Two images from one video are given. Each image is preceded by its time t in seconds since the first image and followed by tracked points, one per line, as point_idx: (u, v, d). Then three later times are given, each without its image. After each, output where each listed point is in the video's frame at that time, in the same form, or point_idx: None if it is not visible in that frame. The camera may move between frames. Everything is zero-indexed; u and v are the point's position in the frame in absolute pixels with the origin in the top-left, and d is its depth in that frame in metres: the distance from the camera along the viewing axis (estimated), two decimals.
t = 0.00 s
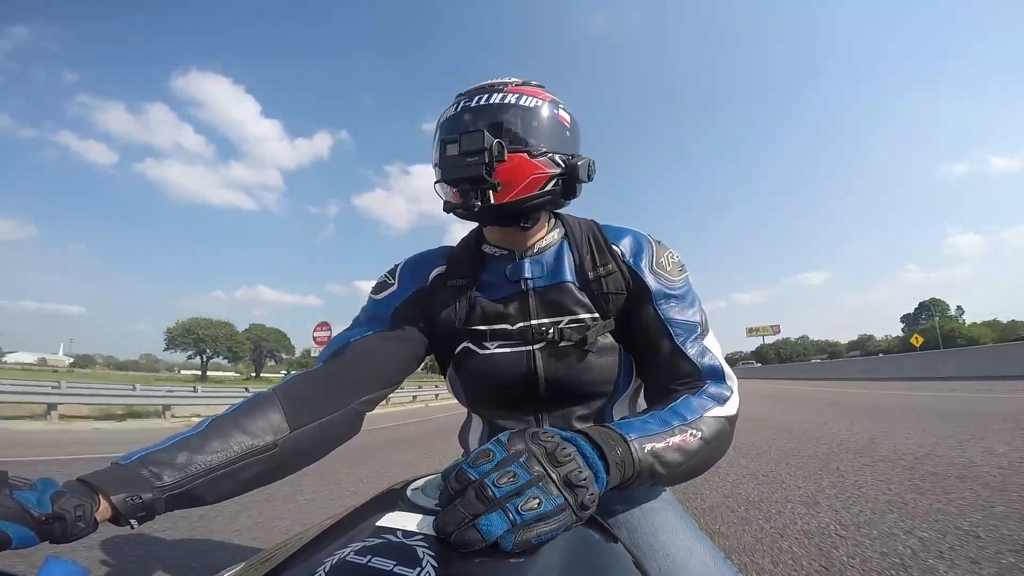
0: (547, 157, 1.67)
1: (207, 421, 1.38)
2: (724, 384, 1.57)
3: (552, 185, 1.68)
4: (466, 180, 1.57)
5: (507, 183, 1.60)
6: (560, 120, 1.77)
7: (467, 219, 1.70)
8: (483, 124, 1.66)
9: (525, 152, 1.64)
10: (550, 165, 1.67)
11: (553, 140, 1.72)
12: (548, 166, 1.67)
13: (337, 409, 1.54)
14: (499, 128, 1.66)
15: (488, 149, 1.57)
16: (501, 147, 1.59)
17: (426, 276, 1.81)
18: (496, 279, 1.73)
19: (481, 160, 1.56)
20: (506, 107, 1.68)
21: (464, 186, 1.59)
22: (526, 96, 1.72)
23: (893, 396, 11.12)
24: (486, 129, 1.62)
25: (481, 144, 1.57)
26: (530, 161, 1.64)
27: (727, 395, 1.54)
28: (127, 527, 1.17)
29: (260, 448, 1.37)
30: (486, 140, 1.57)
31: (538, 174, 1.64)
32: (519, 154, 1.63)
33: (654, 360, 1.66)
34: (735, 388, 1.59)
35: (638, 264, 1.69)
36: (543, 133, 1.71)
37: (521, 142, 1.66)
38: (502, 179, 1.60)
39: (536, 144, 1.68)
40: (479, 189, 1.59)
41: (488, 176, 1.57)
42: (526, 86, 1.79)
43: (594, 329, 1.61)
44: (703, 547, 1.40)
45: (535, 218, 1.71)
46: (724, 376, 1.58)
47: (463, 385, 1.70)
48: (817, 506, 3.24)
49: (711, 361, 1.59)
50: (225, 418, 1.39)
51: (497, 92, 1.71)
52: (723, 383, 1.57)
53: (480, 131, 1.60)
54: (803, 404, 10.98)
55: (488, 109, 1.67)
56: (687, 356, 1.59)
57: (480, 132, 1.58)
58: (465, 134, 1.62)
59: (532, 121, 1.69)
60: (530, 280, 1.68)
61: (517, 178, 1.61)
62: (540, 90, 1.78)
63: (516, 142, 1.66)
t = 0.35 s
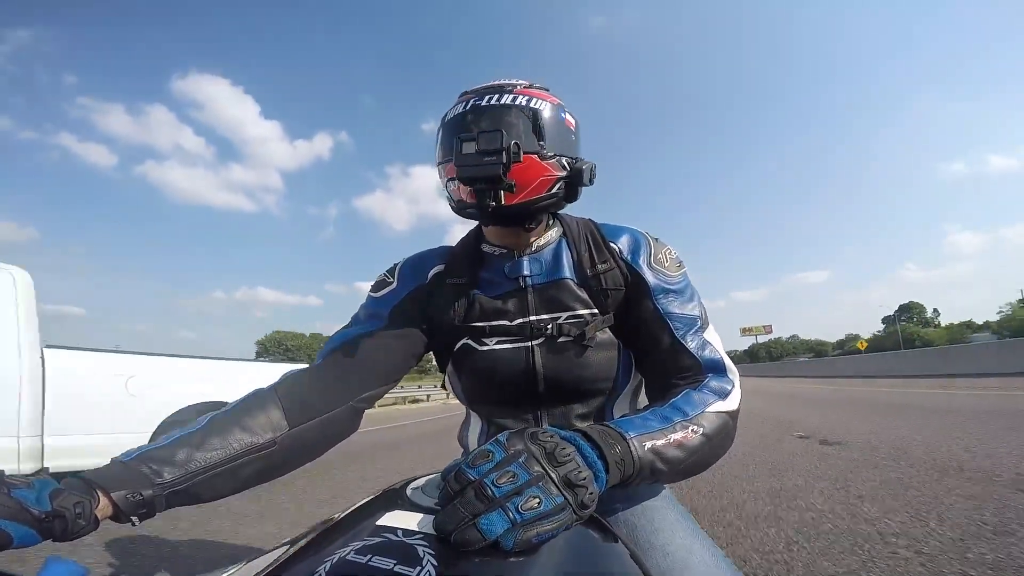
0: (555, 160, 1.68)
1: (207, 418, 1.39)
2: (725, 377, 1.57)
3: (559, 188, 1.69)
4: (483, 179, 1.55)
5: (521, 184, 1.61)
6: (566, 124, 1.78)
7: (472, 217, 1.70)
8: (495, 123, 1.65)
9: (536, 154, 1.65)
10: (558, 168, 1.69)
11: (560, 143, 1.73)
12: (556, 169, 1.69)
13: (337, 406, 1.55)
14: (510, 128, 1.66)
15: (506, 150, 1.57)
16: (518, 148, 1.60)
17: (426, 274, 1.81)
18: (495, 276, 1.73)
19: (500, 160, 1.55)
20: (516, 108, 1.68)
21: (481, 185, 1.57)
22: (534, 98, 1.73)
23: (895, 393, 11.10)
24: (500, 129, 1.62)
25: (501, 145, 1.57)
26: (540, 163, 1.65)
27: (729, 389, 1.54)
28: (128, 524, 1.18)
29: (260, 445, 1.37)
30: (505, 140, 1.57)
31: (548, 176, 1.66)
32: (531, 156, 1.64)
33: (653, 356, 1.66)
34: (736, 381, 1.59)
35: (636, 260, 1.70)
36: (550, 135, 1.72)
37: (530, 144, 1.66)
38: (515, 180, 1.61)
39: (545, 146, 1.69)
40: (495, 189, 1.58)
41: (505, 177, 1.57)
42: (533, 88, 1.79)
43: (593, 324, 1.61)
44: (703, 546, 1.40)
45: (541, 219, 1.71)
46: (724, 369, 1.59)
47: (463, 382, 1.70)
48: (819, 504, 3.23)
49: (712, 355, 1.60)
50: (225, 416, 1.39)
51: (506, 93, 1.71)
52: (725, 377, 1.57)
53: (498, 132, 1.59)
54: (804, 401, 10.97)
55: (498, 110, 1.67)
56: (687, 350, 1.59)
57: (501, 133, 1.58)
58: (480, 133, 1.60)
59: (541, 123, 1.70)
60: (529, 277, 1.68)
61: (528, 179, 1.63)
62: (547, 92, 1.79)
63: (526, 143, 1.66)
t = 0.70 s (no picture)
0: (551, 159, 1.68)
1: (208, 418, 1.38)
2: (728, 378, 1.56)
3: (555, 187, 1.68)
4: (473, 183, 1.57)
5: (513, 185, 1.61)
6: (564, 122, 1.78)
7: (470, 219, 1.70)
8: (488, 123, 1.65)
9: (529, 153, 1.63)
10: (553, 166, 1.68)
11: (557, 141, 1.72)
12: (551, 167, 1.67)
13: (337, 407, 1.54)
14: (502, 126, 1.66)
15: (496, 151, 1.57)
16: (508, 149, 1.59)
17: (427, 275, 1.80)
18: (496, 277, 1.73)
19: (489, 162, 1.56)
20: (511, 108, 1.68)
21: (471, 187, 1.58)
22: (530, 97, 1.72)
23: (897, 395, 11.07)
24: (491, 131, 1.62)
25: (490, 146, 1.57)
26: (534, 163, 1.63)
27: (733, 389, 1.54)
28: (129, 525, 1.17)
29: (260, 446, 1.36)
30: (495, 142, 1.57)
31: (543, 175, 1.64)
32: (524, 155, 1.63)
33: (655, 357, 1.65)
34: (740, 381, 1.59)
35: (638, 260, 1.69)
36: (546, 133, 1.71)
37: (526, 143, 1.66)
38: (508, 182, 1.60)
39: (541, 144, 1.68)
40: (485, 190, 1.59)
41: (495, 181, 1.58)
42: (529, 86, 1.79)
43: (595, 326, 1.61)
44: (704, 548, 1.40)
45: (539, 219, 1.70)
46: (728, 369, 1.58)
47: (464, 383, 1.70)
48: (822, 506, 3.23)
49: (714, 356, 1.59)
50: (226, 415, 1.39)
51: (502, 92, 1.71)
52: (728, 378, 1.57)
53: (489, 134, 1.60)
54: (804, 402, 10.97)
55: (493, 110, 1.66)
56: (688, 350, 1.59)
57: (490, 134, 1.59)
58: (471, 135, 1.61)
59: (537, 122, 1.69)
60: (530, 278, 1.69)
61: (521, 178, 1.61)
62: (544, 90, 1.79)
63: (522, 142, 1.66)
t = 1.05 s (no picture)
0: (572, 186, 1.70)
1: (207, 418, 1.38)
2: (728, 371, 1.56)
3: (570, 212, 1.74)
4: (508, 230, 1.59)
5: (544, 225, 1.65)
6: (584, 141, 1.75)
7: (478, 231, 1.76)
8: (514, 147, 1.63)
9: (557, 187, 1.65)
10: (572, 193, 1.71)
11: (577, 162, 1.72)
12: (569, 195, 1.71)
13: (337, 407, 1.54)
14: (529, 152, 1.64)
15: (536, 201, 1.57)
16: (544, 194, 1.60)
17: (426, 276, 1.80)
18: (496, 277, 1.72)
19: (530, 213, 1.57)
20: (537, 128, 1.63)
21: (507, 232, 1.60)
22: (554, 114, 1.67)
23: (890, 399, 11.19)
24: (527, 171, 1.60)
25: (532, 198, 1.56)
26: (559, 197, 1.66)
27: (732, 382, 1.53)
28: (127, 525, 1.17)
29: (259, 446, 1.37)
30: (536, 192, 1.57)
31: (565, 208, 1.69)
32: (553, 192, 1.65)
33: (654, 356, 1.66)
34: (740, 373, 1.58)
35: (634, 259, 1.69)
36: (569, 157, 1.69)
37: (549, 170, 1.66)
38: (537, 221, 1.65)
39: (563, 167, 1.68)
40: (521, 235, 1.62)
41: (530, 227, 1.61)
42: (551, 97, 1.73)
43: (594, 324, 1.60)
44: (702, 547, 1.40)
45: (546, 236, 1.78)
46: (728, 362, 1.58)
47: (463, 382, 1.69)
48: (818, 507, 3.24)
49: (714, 350, 1.58)
50: (225, 416, 1.39)
51: (526, 107, 1.66)
52: (728, 370, 1.56)
53: (530, 178, 1.57)
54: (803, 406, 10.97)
55: (518, 130, 1.62)
56: (688, 346, 1.58)
57: (532, 181, 1.56)
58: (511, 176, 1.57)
59: (561, 143, 1.66)
60: (530, 278, 1.69)
61: (551, 217, 1.66)
62: (566, 102, 1.74)
63: (546, 168, 1.66)
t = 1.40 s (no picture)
0: (567, 212, 1.70)
1: (207, 420, 1.39)
2: (723, 376, 1.56)
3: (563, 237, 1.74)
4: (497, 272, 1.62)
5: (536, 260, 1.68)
6: (586, 158, 1.73)
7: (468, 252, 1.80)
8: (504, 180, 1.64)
9: (547, 216, 1.65)
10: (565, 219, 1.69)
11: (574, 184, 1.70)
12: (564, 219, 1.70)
13: (336, 410, 1.55)
14: (520, 184, 1.64)
15: (522, 248, 1.58)
16: (531, 235, 1.61)
17: (424, 277, 1.81)
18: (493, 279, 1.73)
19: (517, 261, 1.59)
20: (532, 155, 1.62)
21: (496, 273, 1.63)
22: (553, 137, 1.64)
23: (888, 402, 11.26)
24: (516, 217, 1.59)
25: (517, 247, 1.56)
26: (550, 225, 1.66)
27: (728, 386, 1.54)
28: (127, 526, 1.17)
29: (259, 448, 1.37)
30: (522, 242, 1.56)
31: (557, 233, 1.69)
32: (543, 225, 1.65)
33: (652, 356, 1.66)
34: (735, 378, 1.58)
35: (631, 259, 1.69)
36: (567, 179, 1.68)
37: (541, 199, 1.65)
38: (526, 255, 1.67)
39: (557, 194, 1.67)
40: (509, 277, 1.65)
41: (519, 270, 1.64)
42: (551, 112, 1.69)
43: (591, 326, 1.60)
44: (702, 547, 1.41)
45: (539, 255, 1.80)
46: (723, 367, 1.58)
47: (462, 383, 1.70)
48: (817, 508, 3.25)
49: (709, 354, 1.59)
50: (225, 418, 1.39)
51: (521, 129, 1.62)
52: (723, 375, 1.56)
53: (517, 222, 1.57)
54: (802, 408, 10.98)
55: (510, 159, 1.61)
56: (683, 348, 1.58)
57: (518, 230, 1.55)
58: (499, 223, 1.57)
59: (555, 169, 1.66)
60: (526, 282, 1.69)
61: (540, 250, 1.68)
62: (565, 120, 1.69)
63: (537, 198, 1.65)
